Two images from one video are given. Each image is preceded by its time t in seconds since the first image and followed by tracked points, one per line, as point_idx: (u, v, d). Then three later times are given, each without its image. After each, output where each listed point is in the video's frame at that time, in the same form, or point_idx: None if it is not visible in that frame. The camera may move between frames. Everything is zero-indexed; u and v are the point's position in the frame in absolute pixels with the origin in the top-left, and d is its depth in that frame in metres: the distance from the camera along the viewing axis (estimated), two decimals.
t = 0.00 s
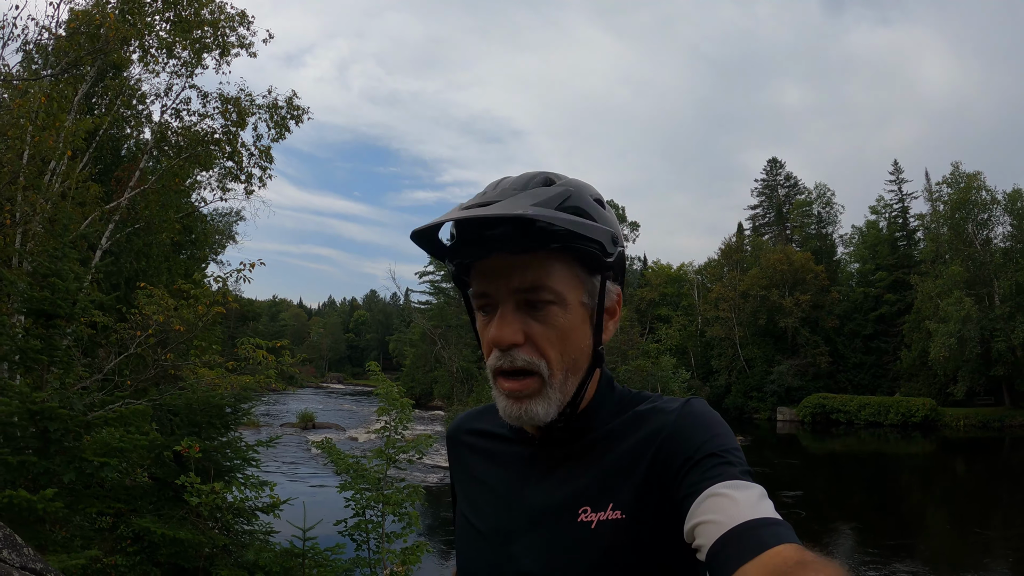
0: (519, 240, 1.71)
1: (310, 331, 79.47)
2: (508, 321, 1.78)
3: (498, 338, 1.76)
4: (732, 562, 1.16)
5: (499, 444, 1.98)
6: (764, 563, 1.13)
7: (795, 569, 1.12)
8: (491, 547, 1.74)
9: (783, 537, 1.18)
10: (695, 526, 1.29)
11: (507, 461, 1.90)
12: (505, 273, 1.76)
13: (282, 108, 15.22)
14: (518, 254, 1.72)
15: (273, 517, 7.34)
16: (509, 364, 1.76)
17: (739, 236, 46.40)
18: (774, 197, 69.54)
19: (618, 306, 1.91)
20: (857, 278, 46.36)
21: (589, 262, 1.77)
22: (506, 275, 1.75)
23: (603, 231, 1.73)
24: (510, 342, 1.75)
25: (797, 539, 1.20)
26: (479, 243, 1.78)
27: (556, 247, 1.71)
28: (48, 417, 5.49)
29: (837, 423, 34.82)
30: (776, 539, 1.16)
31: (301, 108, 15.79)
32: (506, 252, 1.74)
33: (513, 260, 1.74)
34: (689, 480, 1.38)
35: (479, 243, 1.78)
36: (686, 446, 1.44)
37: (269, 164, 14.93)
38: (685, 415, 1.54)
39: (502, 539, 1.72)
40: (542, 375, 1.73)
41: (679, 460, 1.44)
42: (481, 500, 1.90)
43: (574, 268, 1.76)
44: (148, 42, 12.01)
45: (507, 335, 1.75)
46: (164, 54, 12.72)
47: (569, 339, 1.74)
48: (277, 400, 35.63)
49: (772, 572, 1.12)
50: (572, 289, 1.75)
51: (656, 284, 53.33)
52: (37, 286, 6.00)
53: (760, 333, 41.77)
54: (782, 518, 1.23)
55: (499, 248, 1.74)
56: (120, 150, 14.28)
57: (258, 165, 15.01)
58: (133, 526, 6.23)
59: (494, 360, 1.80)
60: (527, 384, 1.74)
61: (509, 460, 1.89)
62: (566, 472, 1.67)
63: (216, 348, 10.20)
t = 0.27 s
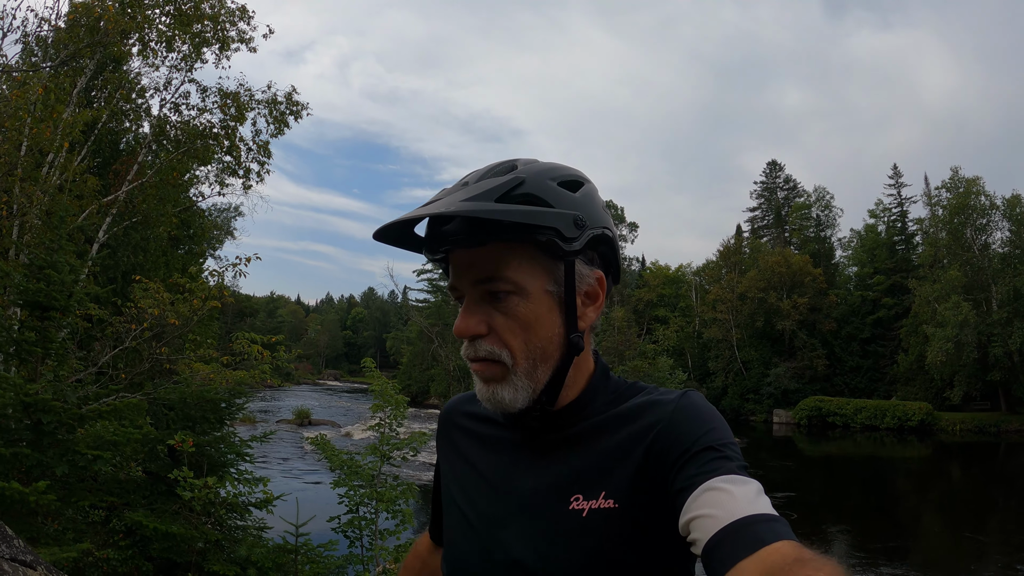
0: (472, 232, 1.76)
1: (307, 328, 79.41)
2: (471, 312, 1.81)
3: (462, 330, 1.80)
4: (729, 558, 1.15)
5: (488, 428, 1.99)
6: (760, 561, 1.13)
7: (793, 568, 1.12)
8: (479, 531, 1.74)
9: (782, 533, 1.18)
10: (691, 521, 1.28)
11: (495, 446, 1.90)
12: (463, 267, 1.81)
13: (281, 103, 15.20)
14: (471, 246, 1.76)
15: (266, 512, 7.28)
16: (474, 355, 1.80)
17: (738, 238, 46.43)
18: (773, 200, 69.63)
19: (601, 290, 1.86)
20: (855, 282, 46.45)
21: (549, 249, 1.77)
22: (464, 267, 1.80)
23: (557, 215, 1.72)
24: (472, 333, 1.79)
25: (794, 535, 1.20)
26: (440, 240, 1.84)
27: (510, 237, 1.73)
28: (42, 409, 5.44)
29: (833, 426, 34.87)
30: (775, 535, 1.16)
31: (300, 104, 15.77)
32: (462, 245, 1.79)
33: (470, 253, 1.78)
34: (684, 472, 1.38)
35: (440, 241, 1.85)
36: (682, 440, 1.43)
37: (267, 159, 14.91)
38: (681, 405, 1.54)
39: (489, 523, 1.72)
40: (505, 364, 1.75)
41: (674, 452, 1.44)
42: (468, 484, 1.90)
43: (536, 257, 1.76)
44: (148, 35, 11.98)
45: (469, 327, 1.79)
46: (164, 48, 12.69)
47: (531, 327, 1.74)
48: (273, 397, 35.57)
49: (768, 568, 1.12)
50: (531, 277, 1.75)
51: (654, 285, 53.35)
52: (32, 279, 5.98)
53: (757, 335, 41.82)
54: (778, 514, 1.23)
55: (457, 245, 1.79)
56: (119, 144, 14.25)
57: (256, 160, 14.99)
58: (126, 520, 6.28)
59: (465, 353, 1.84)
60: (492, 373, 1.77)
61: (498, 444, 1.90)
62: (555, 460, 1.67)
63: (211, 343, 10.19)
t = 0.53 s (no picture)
0: (463, 218, 1.76)
1: (306, 325, 79.46)
2: (462, 300, 1.82)
3: (452, 318, 1.81)
4: (726, 557, 1.17)
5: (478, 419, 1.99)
6: (758, 559, 1.14)
7: (792, 565, 1.13)
8: (467, 522, 1.75)
9: (781, 531, 1.19)
10: (688, 518, 1.30)
11: (487, 436, 1.91)
12: (454, 255, 1.82)
13: (283, 99, 15.19)
14: (462, 234, 1.77)
15: (264, 508, 7.28)
16: (465, 344, 1.81)
17: (738, 240, 46.45)
18: (773, 202, 69.71)
19: (594, 282, 1.86)
20: (854, 284, 46.50)
21: (541, 238, 1.78)
22: (455, 254, 1.80)
23: (551, 202, 1.72)
24: (462, 322, 1.80)
25: (792, 533, 1.21)
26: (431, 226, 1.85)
27: (500, 225, 1.74)
28: (40, 403, 5.43)
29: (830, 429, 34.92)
30: (774, 533, 1.18)
31: (301, 101, 15.74)
32: (453, 232, 1.80)
33: (461, 240, 1.79)
34: (681, 468, 1.39)
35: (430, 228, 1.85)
36: (679, 434, 1.44)
37: (268, 155, 14.89)
38: (675, 401, 1.54)
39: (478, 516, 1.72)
40: (496, 353, 1.77)
41: (670, 448, 1.45)
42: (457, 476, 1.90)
43: (528, 245, 1.77)
44: (151, 30, 11.95)
45: (461, 315, 1.79)
46: (166, 43, 12.67)
47: (521, 317, 1.76)
48: (272, 393, 35.56)
49: (766, 565, 1.13)
50: (524, 266, 1.75)
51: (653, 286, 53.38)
52: (31, 273, 5.97)
53: (756, 337, 41.87)
54: (776, 512, 1.24)
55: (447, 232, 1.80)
56: (120, 139, 14.23)
57: (257, 156, 14.98)
58: (123, 515, 6.27)
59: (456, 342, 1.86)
60: (481, 362, 1.79)
61: (490, 434, 1.90)
62: (547, 452, 1.68)
63: (210, 339, 10.18)
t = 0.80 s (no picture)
0: (525, 196, 1.77)
1: (307, 327, 79.58)
2: (511, 281, 1.81)
3: (503, 301, 1.77)
4: (716, 556, 1.17)
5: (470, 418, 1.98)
6: (748, 559, 1.14)
7: (781, 565, 1.13)
8: (460, 523, 1.73)
9: (771, 531, 1.19)
10: (677, 517, 1.31)
11: (480, 436, 1.89)
12: (508, 232, 1.80)
13: (284, 101, 15.22)
14: (526, 214, 1.78)
15: (263, 510, 7.30)
16: (510, 328, 1.79)
17: (739, 242, 46.44)
18: (775, 205, 69.70)
19: (598, 285, 2.02)
20: (855, 287, 46.47)
21: (580, 232, 1.90)
22: (513, 234, 1.79)
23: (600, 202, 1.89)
24: (513, 305, 1.77)
25: (782, 533, 1.21)
26: (481, 203, 1.80)
27: (559, 213, 1.82)
28: (40, 403, 5.44)
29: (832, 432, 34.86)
30: (763, 532, 1.18)
31: (302, 102, 15.76)
32: (513, 212, 1.80)
33: (520, 220, 1.79)
34: (672, 467, 1.40)
35: (481, 201, 1.80)
36: (671, 433, 1.46)
37: (268, 157, 14.91)
38: (667, 400, 1.57)
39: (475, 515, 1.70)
40: (547, 339, 1.78)
41: (663, 445, 1.46)
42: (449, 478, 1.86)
43: (571, 234, 1.86)
44: (152, 31, 11.99)
45: (511, 298, 1.78)
46: (167, 44, 12.70)
47: (568, 304, 1.83)
48: (272, 396, 35.57)
49: (757, 565, 1.13)
50: (573, 256, 1.85)
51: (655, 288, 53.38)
52: (31, 273, 5.97)
53: (757, 339, 41.83)
54: (765, 511, 1.25)
55: (505, 208, 1.78)
56: (121, 140, 14.27)
57: (258, 158, 15.00)
58: (122, 515, 6.27)
59: (494, 326, 1.80)
60: (528, 348, 1.78)
61: (482, 435, 1.89)
62: (548, 449, 1.68)
63: (210, 340, 10.18)
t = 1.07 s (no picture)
0: (558, 204, 1.81)
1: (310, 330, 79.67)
2: (534, 287, 1.80)
3: (527, 305, 1.76)
4: (710, 557, 1.21)
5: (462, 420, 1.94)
6: (740, 562, 1.17)
7: (772, 568, 1.16)
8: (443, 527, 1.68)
9: (762, 535, 1.23)
10: (671, 521, 1.34)
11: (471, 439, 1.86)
12: (538, 236, 1.81)
13: (286, 105, 15.26)
14: (557, 220, 1.82)
15: (263, 513, 7.30)
16: (532, 333, 1.77)
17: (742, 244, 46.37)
18: (778, 206, 69.59)
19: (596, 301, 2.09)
20: (859, 288, 46.32)
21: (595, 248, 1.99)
22: (542, 238, 1.81)
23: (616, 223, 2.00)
24: (536, 310, 1.77)
25: (773, 537, 1.25)
26: (515, 204, 1.80)
27: (583, 225, 1.88)
28: (40, 407, 5.46)
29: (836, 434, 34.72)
30: (756, 536, 1.21)
31: (304, 106, 15.80)
32: (545, 218, 1.82)
33: (550, 226, 1.82)
34: (667, 470, 1.45)
35: (516, 202, 1.80)
36: (668, 438, 1.51)
37: (270, 160, 14.96)
38: (662, 405, 1.63)
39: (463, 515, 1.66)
40: (562, 346, 1.78)
41: (660, 449, 1.51)
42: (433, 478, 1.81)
43: (589, 248, 1.93)
44: (153, 36, 12.04)
45: (535, 303, 1.77)
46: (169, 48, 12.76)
47: (582, 315, 1.86)
48: (276, 399, 35.57)
49: (749, 568, 1.16)
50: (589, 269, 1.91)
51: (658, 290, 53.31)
52: (33, 277, 6.00)
53: (761, 341, 41.74)
54: (758, 515, 1.29)
55: (539, 212, 1.79)
56: (123, 144, 14.34)
57: (259, 161, 15.05)
58: (123, 519, 6.29)
59: (514, 330, 1.78)
60: (543, 353, 1.77)
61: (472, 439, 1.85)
62: (544, 454, 1.67)
63: (211, 344, 10.19)
